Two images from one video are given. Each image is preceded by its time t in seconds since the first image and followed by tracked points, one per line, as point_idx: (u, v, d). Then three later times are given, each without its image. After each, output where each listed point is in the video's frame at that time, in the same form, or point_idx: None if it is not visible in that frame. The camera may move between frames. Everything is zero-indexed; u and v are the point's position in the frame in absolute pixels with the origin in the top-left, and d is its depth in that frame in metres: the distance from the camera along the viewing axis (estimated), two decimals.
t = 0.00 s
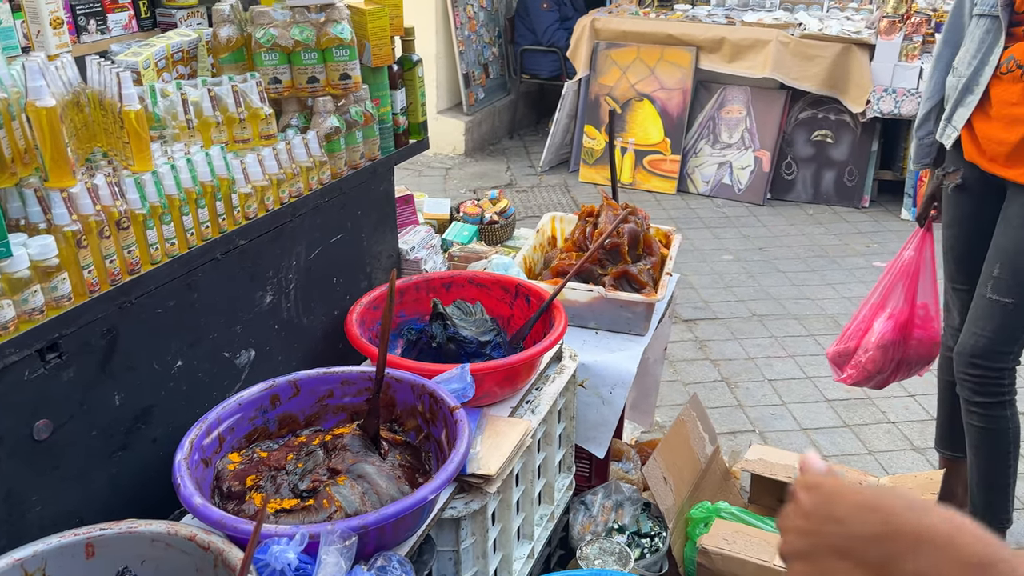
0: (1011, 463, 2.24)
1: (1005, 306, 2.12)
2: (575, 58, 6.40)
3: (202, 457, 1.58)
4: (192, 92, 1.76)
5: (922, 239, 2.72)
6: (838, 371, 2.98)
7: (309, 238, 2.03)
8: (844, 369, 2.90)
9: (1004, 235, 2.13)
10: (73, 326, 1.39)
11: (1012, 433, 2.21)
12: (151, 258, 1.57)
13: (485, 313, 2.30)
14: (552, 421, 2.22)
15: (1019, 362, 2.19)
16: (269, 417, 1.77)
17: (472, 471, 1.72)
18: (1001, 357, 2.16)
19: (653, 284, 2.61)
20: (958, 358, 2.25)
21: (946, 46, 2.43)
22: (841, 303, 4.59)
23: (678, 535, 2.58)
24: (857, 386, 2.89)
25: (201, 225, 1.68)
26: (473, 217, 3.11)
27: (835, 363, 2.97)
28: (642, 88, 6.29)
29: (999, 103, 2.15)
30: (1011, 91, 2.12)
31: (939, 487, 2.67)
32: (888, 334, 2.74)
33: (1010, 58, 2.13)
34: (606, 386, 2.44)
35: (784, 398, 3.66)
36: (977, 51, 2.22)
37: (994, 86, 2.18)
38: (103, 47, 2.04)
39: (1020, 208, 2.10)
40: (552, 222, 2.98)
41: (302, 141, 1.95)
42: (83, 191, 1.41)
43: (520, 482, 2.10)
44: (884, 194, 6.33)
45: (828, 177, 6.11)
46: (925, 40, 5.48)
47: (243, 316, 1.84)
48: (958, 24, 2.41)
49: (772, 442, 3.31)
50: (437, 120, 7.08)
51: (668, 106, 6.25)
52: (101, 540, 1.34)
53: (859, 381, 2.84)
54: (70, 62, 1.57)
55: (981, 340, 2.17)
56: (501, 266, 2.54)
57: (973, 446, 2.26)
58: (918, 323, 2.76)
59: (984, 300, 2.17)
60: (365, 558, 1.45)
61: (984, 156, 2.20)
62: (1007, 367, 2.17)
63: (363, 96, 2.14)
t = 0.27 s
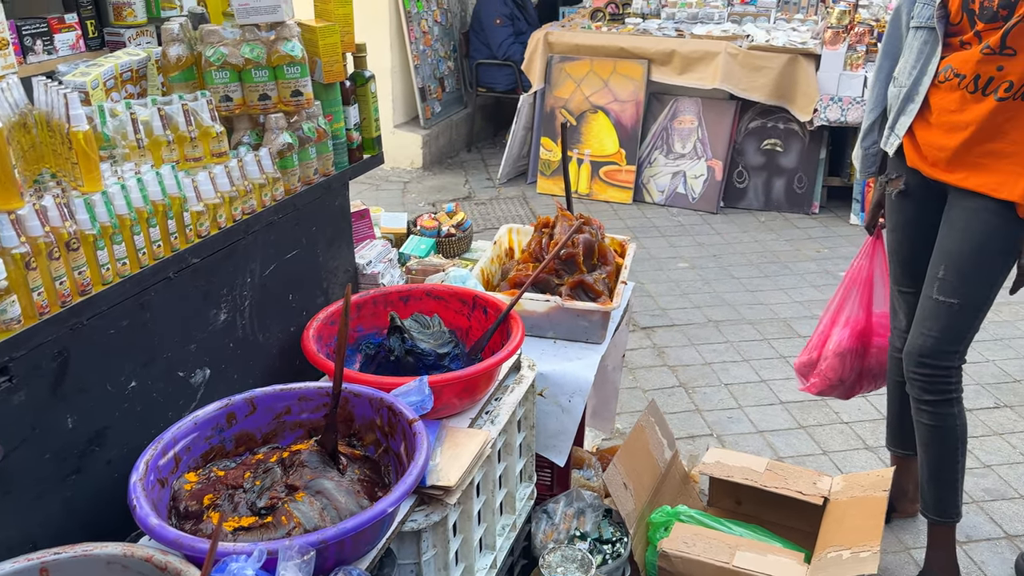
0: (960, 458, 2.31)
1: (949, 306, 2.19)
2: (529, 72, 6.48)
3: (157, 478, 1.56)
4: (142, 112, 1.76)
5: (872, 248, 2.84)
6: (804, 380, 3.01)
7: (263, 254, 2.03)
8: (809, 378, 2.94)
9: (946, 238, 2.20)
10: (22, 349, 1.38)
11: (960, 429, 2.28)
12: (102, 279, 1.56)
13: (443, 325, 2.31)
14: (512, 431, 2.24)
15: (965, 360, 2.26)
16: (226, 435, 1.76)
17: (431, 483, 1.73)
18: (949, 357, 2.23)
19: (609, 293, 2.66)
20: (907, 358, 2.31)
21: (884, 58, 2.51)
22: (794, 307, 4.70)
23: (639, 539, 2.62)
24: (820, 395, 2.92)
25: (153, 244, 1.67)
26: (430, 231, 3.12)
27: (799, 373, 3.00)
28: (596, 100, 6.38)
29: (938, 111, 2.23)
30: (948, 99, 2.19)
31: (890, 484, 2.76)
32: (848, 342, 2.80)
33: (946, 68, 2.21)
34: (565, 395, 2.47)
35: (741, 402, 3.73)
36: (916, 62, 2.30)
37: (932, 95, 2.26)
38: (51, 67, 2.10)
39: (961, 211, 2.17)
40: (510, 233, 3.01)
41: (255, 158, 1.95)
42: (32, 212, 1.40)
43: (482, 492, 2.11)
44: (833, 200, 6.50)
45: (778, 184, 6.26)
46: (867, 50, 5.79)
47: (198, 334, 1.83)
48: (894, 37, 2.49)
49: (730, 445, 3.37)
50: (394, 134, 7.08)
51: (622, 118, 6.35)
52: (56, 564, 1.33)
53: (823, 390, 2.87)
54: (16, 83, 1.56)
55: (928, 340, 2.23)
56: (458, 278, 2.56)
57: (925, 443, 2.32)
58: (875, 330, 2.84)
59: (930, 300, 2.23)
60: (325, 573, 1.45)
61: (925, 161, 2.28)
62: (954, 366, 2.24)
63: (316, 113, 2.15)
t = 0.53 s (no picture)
0: (921, 456, 2.37)
1: (906, 308, 2.24)
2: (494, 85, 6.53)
3: (122, 498, 1.55)
4: (100, 130, 1.76)
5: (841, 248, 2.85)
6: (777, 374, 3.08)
7: (226, 270, 2.02)
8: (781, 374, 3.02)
9: (903, 241, 2.25)
10: None
11: (921, 428, 2.34)
12: (62, 299, 1.54)
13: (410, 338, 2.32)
14: (482, 441, 2.25)
15: (923, 361, 2.31)
16: (191, 453, 1.74)
17: (401, 495, 1.73)
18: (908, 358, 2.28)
19: (576, 302, 2.68)
20: (867, 359, 2.36)
21: (841, 67, 2.56)
22: (760, 311, 4.77)
23: (611, 546, 2.64)
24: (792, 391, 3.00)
25: (114, 263, 1.65)
26: (396, 244, 3.13)
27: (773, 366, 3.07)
28: (561, 111, 6.43)
29: (891, 116, 2.27)
30: (901, 105, 2.24)
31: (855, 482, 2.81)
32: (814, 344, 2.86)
33: (898, 74, 2.26)
34: (534, 404, 2.48)
35: (709, 406, 3.78)
36: (870, 70, 2.34)
37: (886, 100, 2.31)
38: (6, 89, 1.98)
39: (916, 215, 2.23)
40: (477, 245, 3.02)
41: (216, 174, 1.95)
42: None
43: (452, 504, 2.11)
44: (795, 206, 6.62)
45: (742, 191, 6.36)
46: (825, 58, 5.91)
47: (161, 353, 1.81)
48: (852, 44, 2.53)
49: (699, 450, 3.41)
50: (360, 149, 7.07)
51: (587, 129, 6.41)
52: None
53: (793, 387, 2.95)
54: None
55: (887, 341, 2.28)
56: (425, 290, 2.57)
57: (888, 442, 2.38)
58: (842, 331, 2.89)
59: (888, 302, 2.28)
60: None
61: (881, 166, 2.33)
62: (913, 366, 2.29)
63: (277, 128, 2.15)
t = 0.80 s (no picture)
0: (890, 449, 2.42)
1: (867, 305, 2.30)
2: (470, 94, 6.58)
3: (105, 506, 1.56)
4: (77, 142, 1.77)
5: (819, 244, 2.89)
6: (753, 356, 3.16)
7: (205, 280, 2.04)
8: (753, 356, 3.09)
9: (863, 241, 2.32)
10: None
11: (887, 421, 2.39)
12: (42, 309, 1.56)
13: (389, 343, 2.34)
14: (462, 444, 2.27)
15: (886, 357, 2.37)
16: (172, 461, 1.76)
17: (382, 497, 1.76)
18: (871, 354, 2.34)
19: (553, 305, 2.72)
20: (832, 357, 2.42)
21: (811, 70, 2.65)
22: (735, 313, 4.84)
23: (593, 546, 2.67)
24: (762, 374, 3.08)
25: (93, 273, 1.68)
26: (374, 252, 3.16)
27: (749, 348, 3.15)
28: (536, 120, 6.49)
29: (850, 116, 2.36)
30: (858, 105, 2.32)
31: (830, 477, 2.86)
32: (779, 334, 2.93)
33: (856, 75, 2.34)
34: (514, 406, 2.51)
35: (687, 407, 3.83)
36: (833, 72, 2.44)
37: (845, 100, 2.39)
38: None
39: (876, 214, 2.29)
40: (454, 251, 3.06)
41: (193, 184, 1.97)
42: None
43: (434, 506, 2.13)
44: (769, 210, 6.72)
45: (716, 196, 6.45)
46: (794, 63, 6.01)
47: (141, 362, 1.83)
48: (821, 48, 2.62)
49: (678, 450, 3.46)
50: (337, 160, 7.09)
51: (562, 137, 6.48)
52: None
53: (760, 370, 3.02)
54: None
55: (850, 339, 2.34)
56: (404, 296, 2.59)
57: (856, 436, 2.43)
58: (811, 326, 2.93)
59: (850, 301, 2.34)
60: None
61: (841, 165, 2.41)
62: (876, 362, 2.35)
63: (253, 139, 2.17)
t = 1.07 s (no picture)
0: (858, 438, 2.50)
1: (830, 299, 2.39)
2: (456, 101, 6.66)
3: (104, 498, 1.63)
4: (73, 150, 1.84)
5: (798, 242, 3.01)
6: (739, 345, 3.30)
7: (197, 281, 2.10)
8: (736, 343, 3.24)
9: (829, 236, 2.41)
10: None
11: (854, 411, 2.47)
12: (42, 309, 1.63)
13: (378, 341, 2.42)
14: (451, 438, 2.34)
15: (853, 349, 2.44)
16: (169, 456, 1.82)
17: (372, 487, 1.82)
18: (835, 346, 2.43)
19: (537, 303, 2.79)
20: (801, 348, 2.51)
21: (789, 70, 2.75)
22: (719, 312, 4.94)
23: (580, 537, 2.74)
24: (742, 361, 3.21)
25: (90, 274, 1.74)
26: (362, 255, 3.23)
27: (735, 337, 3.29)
28: (522, 126, 6.58)
29: (818, 115, 2.46)
30: (824, 104, 2.43)
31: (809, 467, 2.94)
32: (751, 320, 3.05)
33: (823, 77, 2.45)
34: (500, 402, 2.58)
35: (672, 404, 3.91)
36: (806, 72, 2.55)
37: (814, 100, 2.50)
38: None
39: (841, 210, 2.38)
40: (441, 253, 3.14)
41: (185, 189, 2.04)
42: None
43: (424, 498, 2.20)
44: (752, 211, 6.83)
45: (699, 199, 6.55)
46: (774, 67, 6.12)
47: (137, 361, 1.89)
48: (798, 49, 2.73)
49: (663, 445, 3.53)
50: (325, 168, 7.16)
51: (548, 142, 6.57)
52: None
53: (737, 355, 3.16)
54: None
55: (815, 330, 2.43)
56: (392, 296, 2.68)
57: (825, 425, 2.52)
58: (782, 320, 3.01)
59: (816, 294, 2.43)
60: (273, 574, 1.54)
61: (810, 163, 2.51)
62: (841, 353, 2.43)
63: (242, 145, 2.24)
